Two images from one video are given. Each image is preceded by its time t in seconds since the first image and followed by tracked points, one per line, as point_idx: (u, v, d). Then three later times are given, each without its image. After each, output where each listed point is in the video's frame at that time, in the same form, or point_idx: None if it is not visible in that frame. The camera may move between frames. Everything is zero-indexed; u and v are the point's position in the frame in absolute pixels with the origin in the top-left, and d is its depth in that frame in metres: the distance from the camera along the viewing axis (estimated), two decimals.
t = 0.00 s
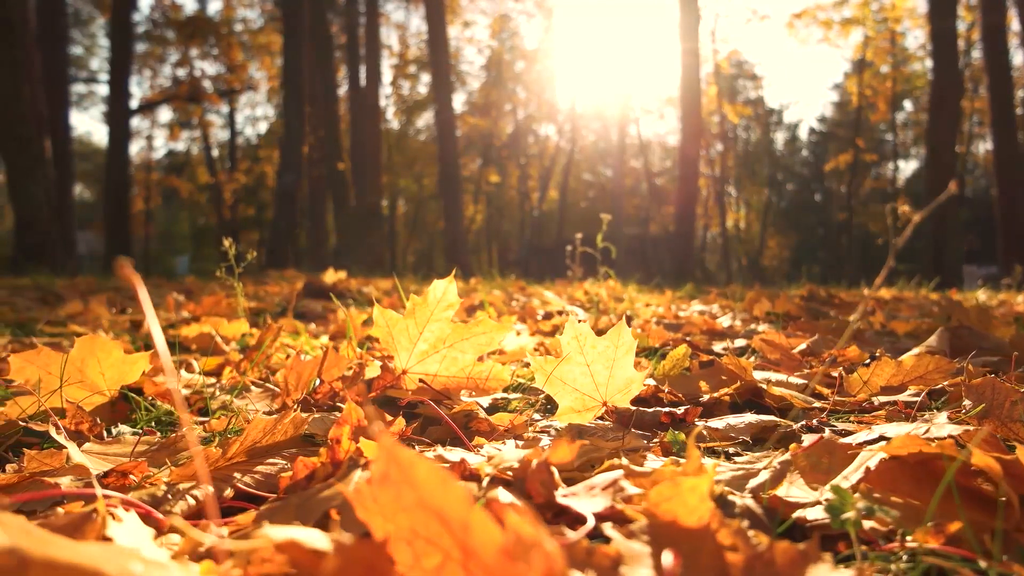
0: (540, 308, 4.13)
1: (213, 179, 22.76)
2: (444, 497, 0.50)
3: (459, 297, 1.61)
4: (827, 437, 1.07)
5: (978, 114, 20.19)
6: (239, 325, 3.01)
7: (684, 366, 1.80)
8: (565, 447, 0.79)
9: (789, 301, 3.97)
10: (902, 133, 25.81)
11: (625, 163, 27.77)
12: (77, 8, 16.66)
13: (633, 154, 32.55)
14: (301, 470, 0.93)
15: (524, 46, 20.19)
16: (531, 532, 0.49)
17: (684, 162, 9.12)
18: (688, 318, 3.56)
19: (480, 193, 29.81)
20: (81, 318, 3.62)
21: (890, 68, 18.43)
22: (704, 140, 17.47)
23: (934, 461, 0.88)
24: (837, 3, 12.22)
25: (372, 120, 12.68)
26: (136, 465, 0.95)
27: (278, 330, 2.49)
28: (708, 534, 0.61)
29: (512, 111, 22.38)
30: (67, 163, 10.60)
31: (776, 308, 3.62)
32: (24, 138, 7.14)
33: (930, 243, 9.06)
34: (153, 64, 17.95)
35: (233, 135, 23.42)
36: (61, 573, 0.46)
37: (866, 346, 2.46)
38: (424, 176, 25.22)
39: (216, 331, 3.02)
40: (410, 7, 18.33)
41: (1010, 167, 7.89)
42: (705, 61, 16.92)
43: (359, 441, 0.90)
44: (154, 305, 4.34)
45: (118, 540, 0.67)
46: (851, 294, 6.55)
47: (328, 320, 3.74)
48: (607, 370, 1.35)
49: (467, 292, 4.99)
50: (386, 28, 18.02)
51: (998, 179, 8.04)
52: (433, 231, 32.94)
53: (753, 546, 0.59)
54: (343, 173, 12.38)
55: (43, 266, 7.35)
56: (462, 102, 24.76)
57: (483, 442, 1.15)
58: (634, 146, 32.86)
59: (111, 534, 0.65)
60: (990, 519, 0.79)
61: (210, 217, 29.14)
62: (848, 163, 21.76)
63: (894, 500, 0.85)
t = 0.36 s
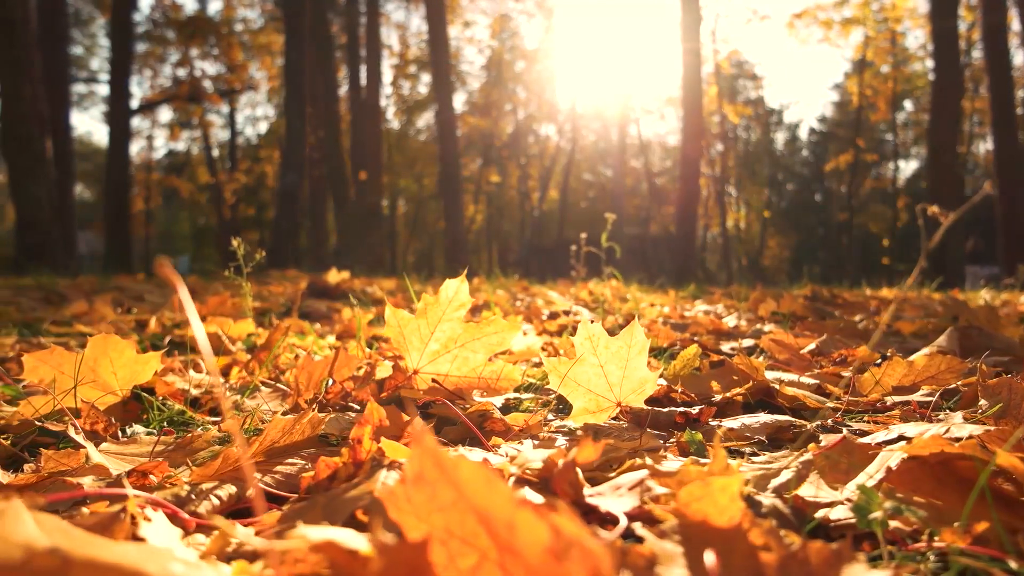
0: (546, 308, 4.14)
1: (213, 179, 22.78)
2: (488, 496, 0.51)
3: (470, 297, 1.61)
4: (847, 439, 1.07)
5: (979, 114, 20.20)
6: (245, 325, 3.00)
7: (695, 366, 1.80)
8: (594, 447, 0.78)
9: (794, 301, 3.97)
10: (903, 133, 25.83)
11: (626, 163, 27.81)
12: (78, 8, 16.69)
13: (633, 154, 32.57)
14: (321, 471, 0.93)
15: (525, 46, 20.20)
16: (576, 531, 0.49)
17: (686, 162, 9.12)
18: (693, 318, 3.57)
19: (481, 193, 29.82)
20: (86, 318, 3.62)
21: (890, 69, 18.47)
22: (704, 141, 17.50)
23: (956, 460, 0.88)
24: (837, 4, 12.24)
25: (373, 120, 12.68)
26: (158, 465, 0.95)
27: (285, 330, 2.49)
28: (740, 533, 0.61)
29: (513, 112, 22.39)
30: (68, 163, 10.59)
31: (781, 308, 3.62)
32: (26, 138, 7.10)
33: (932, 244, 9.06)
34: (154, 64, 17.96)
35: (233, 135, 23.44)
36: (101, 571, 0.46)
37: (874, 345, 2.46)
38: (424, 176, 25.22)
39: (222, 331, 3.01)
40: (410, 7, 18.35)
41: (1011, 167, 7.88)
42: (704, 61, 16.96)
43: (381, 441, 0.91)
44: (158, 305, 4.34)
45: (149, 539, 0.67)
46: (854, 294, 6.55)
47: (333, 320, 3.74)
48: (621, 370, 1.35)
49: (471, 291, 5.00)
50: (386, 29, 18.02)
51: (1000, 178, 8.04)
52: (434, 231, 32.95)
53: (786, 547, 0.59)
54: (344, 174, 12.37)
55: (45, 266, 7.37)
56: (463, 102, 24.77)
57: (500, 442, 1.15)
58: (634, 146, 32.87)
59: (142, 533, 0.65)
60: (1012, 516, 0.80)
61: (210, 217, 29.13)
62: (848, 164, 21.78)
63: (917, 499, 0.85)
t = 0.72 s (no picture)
0: (550, 308, 4.14)
1: (213, 180, 22.77)
2: (531, 495, 0.50)
3: (482, 297, 1.60)
4: (865, 439, 1.07)
5: (980, 113, 20.19)
6: (252, 324, 3.00)
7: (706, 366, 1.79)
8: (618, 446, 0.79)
9: (799, 301, 3.97)
10: (903, 134, 25.80)
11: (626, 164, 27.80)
12: (78, 8, 16.67)
13: (633, 154, 32.57)
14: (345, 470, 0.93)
15: (525, 46, 20.20)
16: (618, 529, 0.49)
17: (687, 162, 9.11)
18: (698, 317, 3.57)
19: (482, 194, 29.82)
20: (92, 318, 3.62)
21: (891, 69, 18.47)
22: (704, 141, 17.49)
23: (976, 460, 0.88)
24: (838, 3, 12.22)
25: (374, 120, 12.68)
26: (180, 466, 0.96)
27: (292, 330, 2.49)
28: (772, 536, 0.61)
29: (513, 112, 22.37)
30: (69, 163, 10.61)
31: (787, 308, 3.61)
32: (28, 138, 7.10)
33: (933, 244, 9.07)
34: (154, 64, 17.95)
35: (234, 135, 23.41)
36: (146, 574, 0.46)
37: (882, 345, 2.46)
38: (424, 176, 25.20)
39: (228, 331, 3.00)
40: (411, 7, 18.34)
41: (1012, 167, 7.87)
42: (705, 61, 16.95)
43: (403, 441, 0.90)
44: (163, 305, 4.34)
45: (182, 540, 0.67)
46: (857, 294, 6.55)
47: (338, 321, 3.74)
48: (635, 370, 1.35)
49: (475, 291, 4.99)
50: (386, 29, 18.00)
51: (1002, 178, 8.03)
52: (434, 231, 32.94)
53: (821, 547, 0.59)
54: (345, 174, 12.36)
55: (47, 267, 7.38)
56: (463, 102, 24.75)
57: (517, 443, 1.15)
58: (634, 146, 32.86)
59: (174, 533, 0.65)
60: None
61: (210, 217, 29.13)
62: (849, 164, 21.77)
63: (941, 500, 0.85)
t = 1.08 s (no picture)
0: (556, 307, 4.14)
1: (213, 180, 22.77)
2: (585, 491, 0.51)
3: (498, 295, 1.59)
4: (891, 437, 1.06)
5: (980, 114, 20.21)
6: (260, 324, 2.99)
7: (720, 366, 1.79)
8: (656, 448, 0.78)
9: (805, 302, 3.97)
10: (903, 134, 25.78)
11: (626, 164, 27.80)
12: (78, 8, 16.65)
13: (634, 154, 32.57)
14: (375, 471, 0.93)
15: (525, 47, 20.18)
16: (680, 534, 0.49)
17: (689, 162, 9.10)
18: (705, 318, 3.57)
19: (482, 194, 29.80)
20: (99, 318, 3.62)
21: (891, 69, 18.48)
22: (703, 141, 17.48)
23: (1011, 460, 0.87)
24: (838, 4, 12.22)
25: (375, 120, 12.67)
26: (208, 466, 0.96)
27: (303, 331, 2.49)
28: (820, 535, 0.61)
29: (513, 112, 22.35)
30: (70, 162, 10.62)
31: (794, 307, 3.62)
32: (30, 138, 7.10)
33: (935, 245, 9.08)
34: (155, 65, 17.92)
35: (234, 134, 23.39)
36: (205, 574, 0.47)
37: (893, 346, 2.45)
38: (425, 176, 25.18)
39: (237, 330, 3.00)
40: (411, 8, 18.34)
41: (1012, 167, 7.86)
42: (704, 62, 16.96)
43: (434, 443, 0.90)
44: (170, 305, 4.34)
45: (224, 541, 0.67)
46: (860, 293, 6.55)
47: (346, 320, 3.75)
48: (656, 371, 1.35)
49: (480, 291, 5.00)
50: (386, 29, 17.98)
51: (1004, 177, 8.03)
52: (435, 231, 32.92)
53: (868, 549, 0.59)
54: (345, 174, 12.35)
55: (48, 267, 7.34)
56: (463, 102, 24.74)
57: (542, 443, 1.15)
58: (634, 146, 32.85)
59: (220, 533, 0.66)
60: None
61: (211, 217, 29.11)
62: (849, 165, 21.81)
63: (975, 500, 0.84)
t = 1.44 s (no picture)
0: (562, 307, 4.15)
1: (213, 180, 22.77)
2: (637, 490, 0.51)
3: (513, 296, 1.59)
4: (915, 439, 1.06)
5: (981, 114, 20.18)
6: (269, 325, 3.00)
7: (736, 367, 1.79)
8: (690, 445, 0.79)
9: (810, 302, 3.98)
10: (902, 134, 25.77)
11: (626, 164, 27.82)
12: (79, 9, 16.66)
13: (634, 155, 32.57)
14: (401, 472, 0.93)
15: (525, 47, 20.19)
16: (736, 535, 0.49)
17: (691, 162, 9.10)
18: (711, 318, 3.58)
19: (483, 194, 29.82)
20: (107, 318, 3.63)
21: (891, 70, 18.48)
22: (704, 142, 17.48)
23: None
24: (839, 4, 12.23)
25: (376, 121, 12.68)
26: (236, 468, 0.96)
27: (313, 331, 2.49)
28: (859, 536, 0.61)
29: (514, 112, 22.36)
30: (71, 163, 10.64)
31: (801, 308, 3.63)
32: (32, 138, 7.10)
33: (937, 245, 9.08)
34: (156, 65, 17.92)
35: (235, 134, 23.40)
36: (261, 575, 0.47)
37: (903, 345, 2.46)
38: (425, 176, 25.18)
39: (246, 331, 3.00)
40: (411, 8, 18.35)
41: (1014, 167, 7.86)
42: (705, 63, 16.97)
43: (465, 443, 0.90)
44: (177, 305, 4.35)
45: (264, 538, 0.68)
46: (862, 294, 6.57)
47: (353, 321, 3.75)
48: (675, 370, 1.35)
49: (485, 291, 5.01)
50: (386, 30, 18.00)
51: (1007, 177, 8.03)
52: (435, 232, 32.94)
53: (910, 547, 0.60)
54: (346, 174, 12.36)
55: (51, 267, 7.36)
56: (463, 102, 24.74)
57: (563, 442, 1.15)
58: (634, 146, 32.85)
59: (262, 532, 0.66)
60: None
61: (211, 217, 29.12)
62: (850, 166, 21.80)
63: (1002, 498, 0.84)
